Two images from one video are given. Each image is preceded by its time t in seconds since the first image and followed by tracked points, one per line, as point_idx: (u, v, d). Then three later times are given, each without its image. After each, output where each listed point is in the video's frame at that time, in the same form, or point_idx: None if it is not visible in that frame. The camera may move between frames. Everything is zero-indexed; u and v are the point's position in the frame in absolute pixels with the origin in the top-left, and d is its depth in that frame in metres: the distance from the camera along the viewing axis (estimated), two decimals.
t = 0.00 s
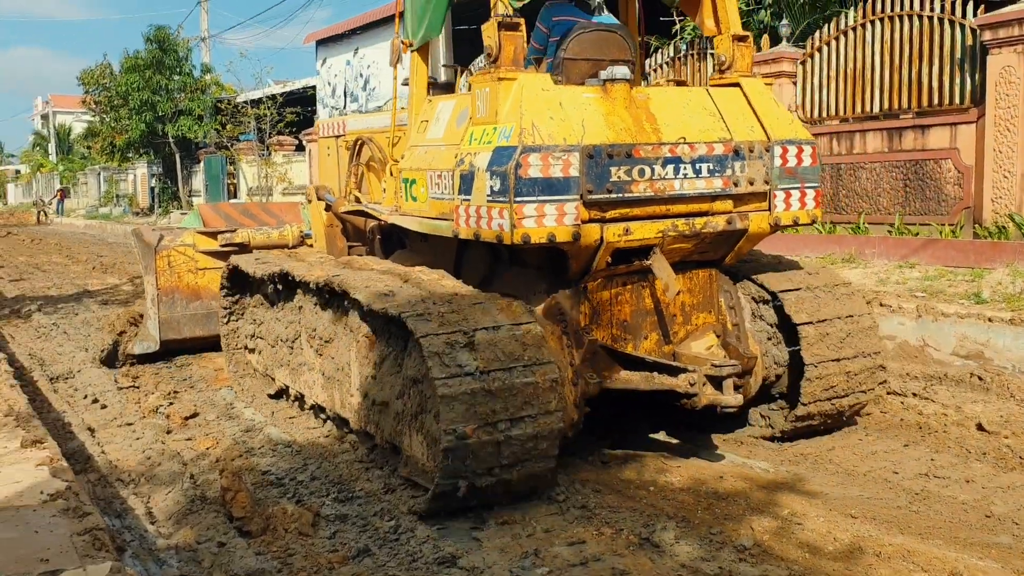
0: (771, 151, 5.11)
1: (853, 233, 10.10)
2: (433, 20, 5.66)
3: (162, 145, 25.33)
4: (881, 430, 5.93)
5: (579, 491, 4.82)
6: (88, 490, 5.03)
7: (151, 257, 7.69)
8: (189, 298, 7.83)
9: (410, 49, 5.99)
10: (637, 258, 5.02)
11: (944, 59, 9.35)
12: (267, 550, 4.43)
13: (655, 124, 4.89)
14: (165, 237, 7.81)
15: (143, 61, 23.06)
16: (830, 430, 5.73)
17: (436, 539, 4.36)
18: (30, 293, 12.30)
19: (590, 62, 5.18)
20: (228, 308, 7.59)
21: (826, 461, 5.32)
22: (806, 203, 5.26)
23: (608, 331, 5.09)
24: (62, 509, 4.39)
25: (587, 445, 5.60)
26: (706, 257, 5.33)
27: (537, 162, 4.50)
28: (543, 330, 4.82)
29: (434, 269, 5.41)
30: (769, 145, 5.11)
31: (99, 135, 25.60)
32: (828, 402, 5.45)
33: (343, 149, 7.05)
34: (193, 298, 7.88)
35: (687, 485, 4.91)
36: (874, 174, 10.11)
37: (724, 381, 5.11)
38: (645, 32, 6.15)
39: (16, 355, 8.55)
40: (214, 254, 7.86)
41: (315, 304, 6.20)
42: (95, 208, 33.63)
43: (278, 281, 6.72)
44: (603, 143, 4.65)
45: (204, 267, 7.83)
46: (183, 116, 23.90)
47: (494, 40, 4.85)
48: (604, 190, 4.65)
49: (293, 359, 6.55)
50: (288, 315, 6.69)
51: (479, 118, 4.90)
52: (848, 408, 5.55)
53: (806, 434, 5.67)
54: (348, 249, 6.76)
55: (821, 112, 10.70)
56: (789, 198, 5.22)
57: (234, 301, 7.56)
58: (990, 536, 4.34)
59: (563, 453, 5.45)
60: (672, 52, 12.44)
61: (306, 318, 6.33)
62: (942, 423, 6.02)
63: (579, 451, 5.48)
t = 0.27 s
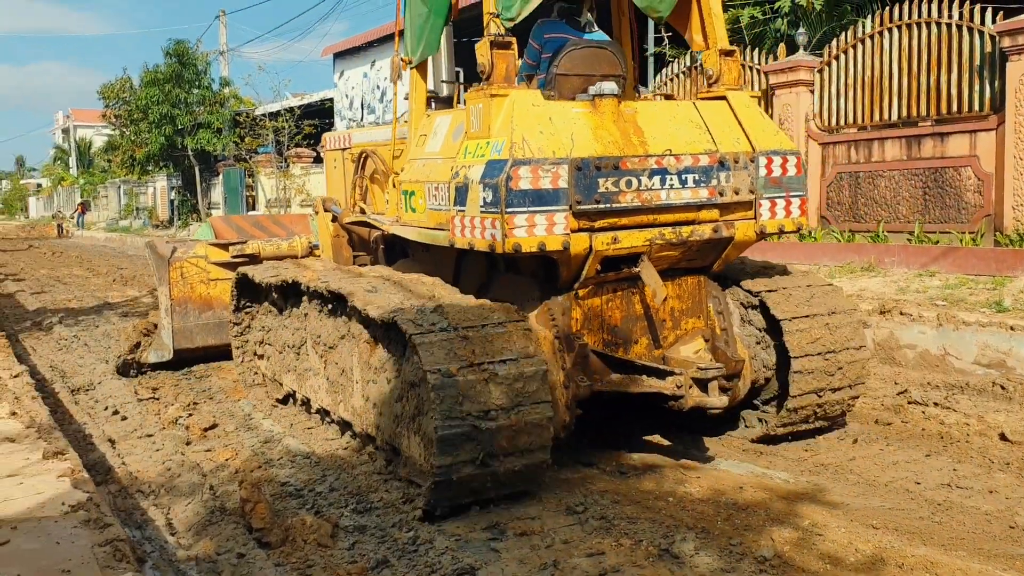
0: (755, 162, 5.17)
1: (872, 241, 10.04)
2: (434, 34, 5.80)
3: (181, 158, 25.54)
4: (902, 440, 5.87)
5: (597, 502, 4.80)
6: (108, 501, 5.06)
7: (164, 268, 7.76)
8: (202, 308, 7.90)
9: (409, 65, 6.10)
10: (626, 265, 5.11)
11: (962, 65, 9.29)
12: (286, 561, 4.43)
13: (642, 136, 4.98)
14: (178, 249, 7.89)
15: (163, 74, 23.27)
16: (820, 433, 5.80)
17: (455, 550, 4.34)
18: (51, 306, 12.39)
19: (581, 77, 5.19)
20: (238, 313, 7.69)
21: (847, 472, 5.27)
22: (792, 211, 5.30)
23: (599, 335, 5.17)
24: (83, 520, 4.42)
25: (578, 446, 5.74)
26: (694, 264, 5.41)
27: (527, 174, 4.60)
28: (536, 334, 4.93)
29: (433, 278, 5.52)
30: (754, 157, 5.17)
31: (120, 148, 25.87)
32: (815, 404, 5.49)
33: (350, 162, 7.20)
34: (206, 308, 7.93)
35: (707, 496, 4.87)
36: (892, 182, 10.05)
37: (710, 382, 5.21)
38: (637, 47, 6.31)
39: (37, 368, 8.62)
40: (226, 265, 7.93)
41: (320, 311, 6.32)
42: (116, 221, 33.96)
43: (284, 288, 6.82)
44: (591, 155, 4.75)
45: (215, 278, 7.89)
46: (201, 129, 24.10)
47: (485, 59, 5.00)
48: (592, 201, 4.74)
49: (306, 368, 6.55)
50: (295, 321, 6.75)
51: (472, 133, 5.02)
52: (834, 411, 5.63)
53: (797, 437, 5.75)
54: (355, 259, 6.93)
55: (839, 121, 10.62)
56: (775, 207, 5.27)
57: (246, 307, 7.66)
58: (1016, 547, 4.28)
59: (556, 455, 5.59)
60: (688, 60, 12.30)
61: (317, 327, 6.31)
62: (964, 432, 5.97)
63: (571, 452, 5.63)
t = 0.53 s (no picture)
0: (730, 170, 5.37)
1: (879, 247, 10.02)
2: (422, 46, 6.05)
3: (189, 167, 25.63)
4: (910, 445, 5.85)
5: (605, 508, 4.80)
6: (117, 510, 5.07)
7: (166, 277, 7.97)
8: (202, 315, 8.14)
9: (398, 79, 6.39)
10: (606, 270, 5.30)
11: (969, 70, 9.27)
12: (294, 569, 4.41)
13: (620, 146, 5.18)
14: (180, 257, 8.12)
15: (170, 84, 23.33)
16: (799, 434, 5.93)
17: (463, 558, 4.33)
18: (60, 315, 12.41)
19: (563, 90, 5.50)
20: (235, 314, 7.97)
21: (856, 477, 5.25)
22: (765, 217, 5.49)
23: (581, 338, 5.37)
24: (92, 528, 4.42)
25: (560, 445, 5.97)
26: (672, 269, 5.61)
27: (508, 184, 4.82)
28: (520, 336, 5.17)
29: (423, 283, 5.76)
30: (728, 164, 5.36)
31: (127, 158, 25.98)
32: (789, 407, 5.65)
33: (345, 170, 7.39)
34: (206, 315, 8.17)
35: (715, 502, 4.86)
36: (900, 187, 10.03)
37: (685, 383, 5.31)
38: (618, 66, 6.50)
39: (46, 377, 8.64)
40: (226, 273, 8.17)
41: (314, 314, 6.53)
42: (124, 230, 34.07)
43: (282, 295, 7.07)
44: (570, 166, 4.96)
45: (216, 285, 8.14)
46: (208, 138, 24.17)
47: (470, 74, 5.30)
48: (571, 209, 4.95)
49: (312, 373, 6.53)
50: (292, 324, 7.00)
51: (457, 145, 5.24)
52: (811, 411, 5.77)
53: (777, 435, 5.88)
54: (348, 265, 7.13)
55: (845, 126, 10.60)
56: (750, 213, 5.47)
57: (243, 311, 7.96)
58: None
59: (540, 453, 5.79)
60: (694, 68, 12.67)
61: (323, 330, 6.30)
62: (974, 438, 5.93)
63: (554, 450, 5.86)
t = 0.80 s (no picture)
0: (708, 178, 5.43)
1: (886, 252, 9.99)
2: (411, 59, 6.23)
3: (196, 176, 25.72)
4: (918, 452, 5.82)
5: (612, 516, 4.79)
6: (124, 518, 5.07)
7: (168, 288, 8.10)
8: (204, 324, 8.28)
9: (389, 91, 6.51)
10: (588, 274, 5.40)
11: (975, 76, 9.27)
12: None
13: (601, 155, 5.25)
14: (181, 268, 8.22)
15: (177, 93, 23.42)
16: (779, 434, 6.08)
17: (471, 567, 4.31)
18: (68, 324, 12.46)
19: (547, 101, 5.69)
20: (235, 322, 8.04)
21: (865, 484, 5.23)
22: (744, 223, 5.57)
23: (564, 339, 5.48)
24: (100, 537, 4.43)
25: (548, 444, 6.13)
26: (654, 273, 5.71)
27: (492, 193, 4.89)
28: (503, 338, 5.30)
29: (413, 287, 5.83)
30: (706, 172, 5.43)
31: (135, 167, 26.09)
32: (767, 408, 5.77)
33: (341, 178, 7.38)
34: (207, 325, 8.30)
35: (723, 509, 4.84)
36: (906, 193, 10.01)
37: (663, 383, 5.47)
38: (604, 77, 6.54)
39: (54, 386, 8.67)
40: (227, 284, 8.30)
41: (309, 318, 6.61)
42: (131, 239, 34.19)
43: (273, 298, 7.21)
44: (552, 174, 5.02)
45: (217, 296, 8.26)
46: (215, 146, 24.25)
47: (456, 87, 5.32)
48: (553, 216, 5.02)
49: (318, 379, 6.50)
50: (287, 329, 7.11)
51: (444, 153, 5.29)
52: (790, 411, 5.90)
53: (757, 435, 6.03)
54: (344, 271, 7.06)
55: (851, 132, 10.58)
56: (728, 219, 5.53)
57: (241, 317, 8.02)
58: None
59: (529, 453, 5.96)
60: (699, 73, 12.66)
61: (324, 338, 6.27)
62: (982, 445, 5.91)
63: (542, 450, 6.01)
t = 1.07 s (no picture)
0: (694, 186, 5.49)
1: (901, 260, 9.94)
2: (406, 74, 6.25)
3: (210, 186, 25.88)
4: (935, 461, 5.77)
5: (626, 525, 4.76)
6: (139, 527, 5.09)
7: (176, 297, 8.14)
8: (212, 333, 8.32)
9: (387, 105, 6.61)
10: (578, 280, 5.48)
11: (989, 82, 9.24)
12: None
13: (589, 164, 5.33)
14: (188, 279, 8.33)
15: (191, 104, 23.59)
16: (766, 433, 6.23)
17: None
18: (83, 334, 12.53)
19: (539, 113, 5.79)
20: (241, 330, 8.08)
21: (880, 493, 5.19)
22: (730, 229, 5.61)
23: (554, 342, 5.56)
24: (114, 545, 4.44)
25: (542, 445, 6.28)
26: (643, 278, 5.77)
27: (483, 202, 5.01)
28: (495, 341, 5.40)
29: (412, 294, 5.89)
30: (692, 181, 5.49)
31: (150, 177, 26.28)
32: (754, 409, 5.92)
33: (343, 189, 7.49)
34: (216, 334, 8.35)
35: (737, 519, 4.82)
36: (920, 200, 9.96)
37: (650, 384, 5.60)
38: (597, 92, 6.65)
39: (69, 395, 8.71)
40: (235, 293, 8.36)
41: (310, 323, 6.66)
42: (146, 249, 34.42)
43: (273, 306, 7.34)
44: (541, 183, 5.13)
45: (225, 305, 8.33)
46: (229, 157, 24.40)
47: (449, 100, 5.46)
48: (543, 224, 5.12)
49: (328, 384, 6.45)
50: (289, 334, 7.19)
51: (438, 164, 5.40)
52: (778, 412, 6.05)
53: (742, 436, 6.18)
54: (346, 278, 7.20)
55: (864, 139, 10.55)
56: (714, 226, 5.59)
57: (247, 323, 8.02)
58: None
59: (524, 453, 6.09)
60: (711, 82, 12.64)
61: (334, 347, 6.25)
62: (999, 454, 5.86)
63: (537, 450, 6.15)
